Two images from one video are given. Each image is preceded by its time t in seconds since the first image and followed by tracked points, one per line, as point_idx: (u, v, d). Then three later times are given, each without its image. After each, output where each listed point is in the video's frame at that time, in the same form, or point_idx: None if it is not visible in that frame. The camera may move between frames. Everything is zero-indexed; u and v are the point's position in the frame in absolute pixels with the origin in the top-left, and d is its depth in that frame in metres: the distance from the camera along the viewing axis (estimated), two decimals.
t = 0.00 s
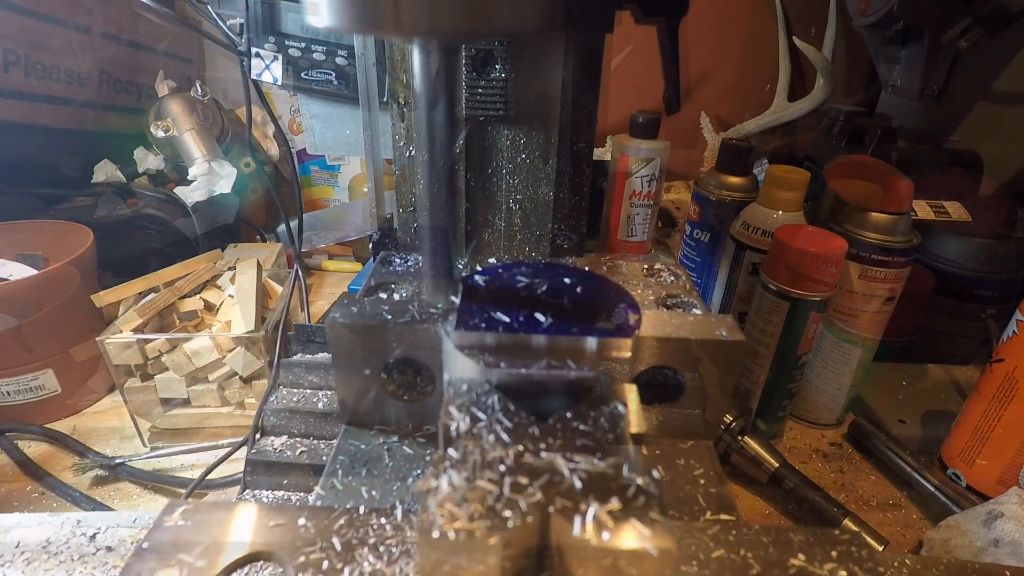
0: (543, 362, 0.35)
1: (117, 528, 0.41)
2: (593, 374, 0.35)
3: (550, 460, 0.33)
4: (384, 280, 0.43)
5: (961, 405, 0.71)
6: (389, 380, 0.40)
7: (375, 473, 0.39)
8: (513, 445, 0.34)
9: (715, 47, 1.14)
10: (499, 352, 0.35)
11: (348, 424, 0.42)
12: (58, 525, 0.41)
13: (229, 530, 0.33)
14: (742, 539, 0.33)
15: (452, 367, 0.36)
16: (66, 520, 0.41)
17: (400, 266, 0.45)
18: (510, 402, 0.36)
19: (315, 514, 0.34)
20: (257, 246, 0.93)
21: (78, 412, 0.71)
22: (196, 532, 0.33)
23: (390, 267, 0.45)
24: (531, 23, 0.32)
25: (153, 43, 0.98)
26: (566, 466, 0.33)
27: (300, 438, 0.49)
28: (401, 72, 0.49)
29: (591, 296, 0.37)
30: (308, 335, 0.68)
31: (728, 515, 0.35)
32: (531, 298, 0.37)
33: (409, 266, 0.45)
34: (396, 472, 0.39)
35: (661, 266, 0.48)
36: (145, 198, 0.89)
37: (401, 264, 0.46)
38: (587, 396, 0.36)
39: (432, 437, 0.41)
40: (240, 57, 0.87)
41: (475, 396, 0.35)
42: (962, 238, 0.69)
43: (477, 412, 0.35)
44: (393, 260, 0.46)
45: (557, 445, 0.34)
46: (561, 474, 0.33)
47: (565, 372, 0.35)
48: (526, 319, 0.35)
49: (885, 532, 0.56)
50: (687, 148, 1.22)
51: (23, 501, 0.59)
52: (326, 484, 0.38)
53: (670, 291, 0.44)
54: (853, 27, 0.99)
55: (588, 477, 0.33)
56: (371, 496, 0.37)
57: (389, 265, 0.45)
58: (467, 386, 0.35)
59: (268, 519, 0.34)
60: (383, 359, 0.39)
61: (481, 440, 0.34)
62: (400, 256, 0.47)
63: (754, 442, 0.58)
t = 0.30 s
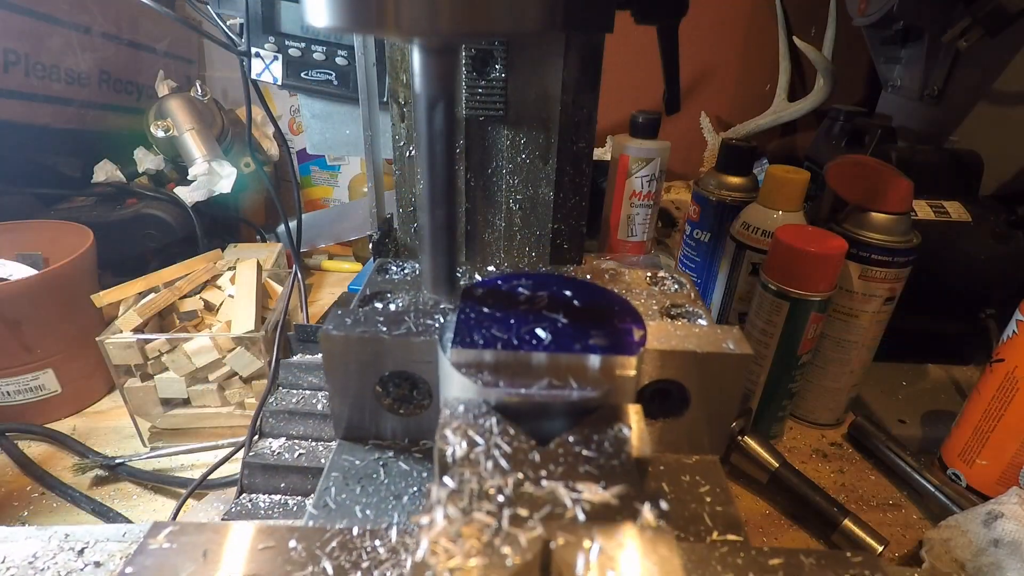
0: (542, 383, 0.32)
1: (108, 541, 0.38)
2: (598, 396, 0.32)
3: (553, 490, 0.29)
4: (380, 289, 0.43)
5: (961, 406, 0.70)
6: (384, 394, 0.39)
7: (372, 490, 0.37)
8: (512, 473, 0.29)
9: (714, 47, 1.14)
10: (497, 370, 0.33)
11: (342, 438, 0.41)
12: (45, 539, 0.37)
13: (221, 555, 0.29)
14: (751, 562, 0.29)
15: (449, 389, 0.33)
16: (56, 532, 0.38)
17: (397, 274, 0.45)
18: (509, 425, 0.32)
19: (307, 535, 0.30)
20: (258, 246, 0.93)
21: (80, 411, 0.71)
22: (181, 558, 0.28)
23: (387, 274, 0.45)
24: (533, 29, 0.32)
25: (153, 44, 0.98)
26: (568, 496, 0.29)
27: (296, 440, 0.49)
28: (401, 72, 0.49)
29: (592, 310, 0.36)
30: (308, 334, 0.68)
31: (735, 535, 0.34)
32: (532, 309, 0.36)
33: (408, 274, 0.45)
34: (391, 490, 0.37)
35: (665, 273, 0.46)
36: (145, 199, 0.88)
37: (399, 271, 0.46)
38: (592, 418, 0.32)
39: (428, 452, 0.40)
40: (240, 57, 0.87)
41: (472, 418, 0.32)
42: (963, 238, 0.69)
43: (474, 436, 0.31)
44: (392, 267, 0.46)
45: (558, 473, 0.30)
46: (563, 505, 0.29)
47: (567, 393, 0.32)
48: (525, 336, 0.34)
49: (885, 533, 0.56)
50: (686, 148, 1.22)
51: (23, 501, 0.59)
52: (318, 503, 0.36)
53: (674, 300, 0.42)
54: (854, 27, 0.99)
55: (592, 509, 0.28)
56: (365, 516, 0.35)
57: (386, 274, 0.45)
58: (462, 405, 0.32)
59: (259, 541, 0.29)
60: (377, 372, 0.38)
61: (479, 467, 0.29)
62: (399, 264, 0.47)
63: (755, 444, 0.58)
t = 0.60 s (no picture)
0: (543, 388, 0.32)
1: (105, 544, 0.37)
2: (600, 401, 0.32)
3: (554, 497, 0.29)
4: (380, 291, 0.42)
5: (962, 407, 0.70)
6: (383, 398, 0.39)
7: (371, 494, 0.37)
8: (512, 481, 0.29)
9: (713, 48, 1.14)
10: (496, 375, 0.33)
11: (341, 442, 0.41)
12: (42, 543, 0.37)
13: (218, 561, 0.29)
14: (752, 567, 0.30)
15: (448, 394, 0.33)
16: (53, 536, 0.38)
17: (396, 275, 0.45)
18: (509, 431, 0.31)
19: (305, 541, 0.30)
20: (257, 246, 0.93)
21: (79, 411, 0.71)
22: (178, 565, 0.28)
23: (387, 276, 0.45)
24: (534, 29, 0.32)
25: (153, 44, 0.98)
26: (569, 505, 0.28)
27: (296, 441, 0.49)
28: (402, 73, 0.49)
29: (592, 313, 0.36)
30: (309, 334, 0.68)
31: (737, 540, 0.34)
32: (532, 312, 0.36)
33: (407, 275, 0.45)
34: (390, 494, 0.37)
35: (666, 275, 0.45)
36: (145, 199, 0.88)
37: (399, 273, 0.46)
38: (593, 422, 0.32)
39: (427, 456, 0.40)
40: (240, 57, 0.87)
41: (472, 423, 0.31)
42: (963, 238, 0.69)
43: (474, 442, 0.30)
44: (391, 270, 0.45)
45: (559, 480, 0.29)
46: (565, 514, 0.28)
47: (567, 398, 0.32)
48: (525, 341, 0.34)
49: (885, 532, 0.56)
50: (686, 148, 1.22)
51: (23, 501, 0.59)
52: (317, 507, 0.36)
53: (675, 302, 0.42)
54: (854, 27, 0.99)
55: (593, 516, 0.28)
56: (364, 521, 0.35)
57: (385, 276, 0.45)
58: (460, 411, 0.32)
59: (257, 547, 0.29)
60: (376, 374, 0.38)
61: (479, 474, 0.29)
62: (398, 265, 0.47)
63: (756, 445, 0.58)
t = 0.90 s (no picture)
0: (543, 388, 0.32)
1: (104, 544, 0.37)
2: (600, 401, 0.32)
3: (553, 497, 0.29)
4: (380, 292, 0.42)
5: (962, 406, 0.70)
6: (384, 397, 0.39)
7: (371, 494, 0.37)
8: (512, 480, 0.29)
9: (713, 48, 1.14)
10: (496, 375, 0.33)
11: (341, 442, 0.41)
12: (42, 543, 0.37)
13: (218, 561, 0.29)
14: (752, 567, 0.30)
15: (448, 394, 0.33)
16: (53, 536, 0.38)
17: (396, 276, 0.45)
18: (509, 430, 0.31)
19: (305, 540, 0.30)
20: (257, 246, 0.93)
21: (79, 411, 0.71)
22: (178, 564, 0.28)
23: (386, 277, 0.45)
24: (534, 29, 0.32)
25: (153, 44, 0.98)
26: (569, 505, 0.28)
27: (297, 440, 0.49)
28: (402, 73, 0.49)
29: (592, 313, 0.36)
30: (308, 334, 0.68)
31: (737, 540, 0.34)
32: (532, 312, 0.36)
33: (408, 276, 0.45)
34: (390, 494, 0.37)
35: (666, 275, 0.45)
36: (145, 199, 0.88)
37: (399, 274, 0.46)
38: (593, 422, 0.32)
39: (428, 456, 0.40)
40: (240, 57, 0.87)
41: (472, 423, 0.31)
42: (962, 237, 0.69)
43: (474, 442, 0.30)
44: (392, 270, 0.46)
45: (559, 480, 0.29)
46: (564, 513, 0.28)
47: (567, 398, 0.32)
48: (525, 341, 0.34)
49: (885, 532, 0.56)
50: (686, 148, 1.22)
51: (23, 501, 0.59)
52: (317, 507, 0.36)
53: (675, 302, 0.42)
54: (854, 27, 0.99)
55: (593, 516, 0.28)
56: (364, 521, 0.35)
57: (385, 276, 0.45)
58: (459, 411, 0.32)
59: (257, 547, 0.29)
60: (376, 374, 0.38)
61: (479, 474, 0.29)
62: (397, 265, 0.47)
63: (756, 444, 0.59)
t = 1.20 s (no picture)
0: (543, 392, 0.32)
1: (103, 547, 0.37)
2: (601, 405, 0.32)
3: (553, 503, 0.29)
4: (379, 294, 0.42)
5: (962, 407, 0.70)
6: (383, 400, 0.39)
7: (370, 497, 0.37)
8: (512, 486, 0.29)
9: (713, 48, 1.14)
10: (496, 379, 0.33)
11: (340, 445, 0.41)
12: (39, 546, 0.37)
13: (217, 564, 0.29)
14: (752, 571, 0.30)
15: (447, 397, 0.33)
16: (51, 539, 0.37)
17: (395, 278, 0.44)
18: (509, 435, 0.31)
19: (303, 544, 0.30)
20: (257, 246, 0.93)
21: (79, 411, 0.71)
22: (175, 569, 0.28)
23: (385, 278, 0.45)
24: (534, 29, 0.32)
25: (154, 44, 0.98)
26: (569, 510, 0.28)
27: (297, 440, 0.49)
28: (402, 73, 0.49)
29: (592, 316, 0.36)
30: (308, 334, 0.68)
31: (738, 543, 0.34)
32: (532, 315, 0.36)
33: (407, 277, 0.45)
34: (390, 497, 0.37)
35: (666, 277, 0.46)
36: (145, 199, 0.88)
37: (398, 275, 0.45)
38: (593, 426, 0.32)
39: (427, 459, 0.40)
40: (240, 57, 0.87)
41: (471, 427, 0.31)
42: (962, 237, 0.69)
43: (474, 447, 0.30)
44: (391, 271, 0.45)
45: (559, 486, 0.30)
46: (565, 519, 0.28)
47: (567, 402, 0.32)
48: (525, 344, 0.34)
49: (884, 532, 0.56)
50: (687, 148, 1.22)
51: (23, 501, 0.59)
52: (315, 511, 0.36)
53: (675, 304, 0.42)
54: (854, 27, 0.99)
55: (594, 522, 0.28)
56: (364, 524, 0.35)
57: (384, 278, 0.45)
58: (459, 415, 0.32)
59: (256, 550, 0.29)
60: (375, 377, 0.38)
61: (478, 480, 0.29)
62: (396, 266, 0.47)
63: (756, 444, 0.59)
